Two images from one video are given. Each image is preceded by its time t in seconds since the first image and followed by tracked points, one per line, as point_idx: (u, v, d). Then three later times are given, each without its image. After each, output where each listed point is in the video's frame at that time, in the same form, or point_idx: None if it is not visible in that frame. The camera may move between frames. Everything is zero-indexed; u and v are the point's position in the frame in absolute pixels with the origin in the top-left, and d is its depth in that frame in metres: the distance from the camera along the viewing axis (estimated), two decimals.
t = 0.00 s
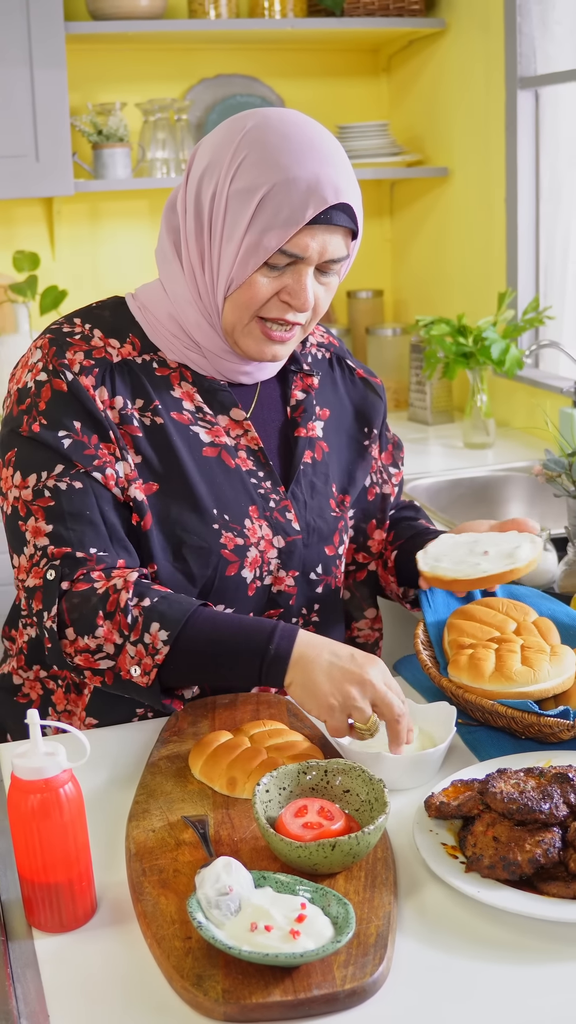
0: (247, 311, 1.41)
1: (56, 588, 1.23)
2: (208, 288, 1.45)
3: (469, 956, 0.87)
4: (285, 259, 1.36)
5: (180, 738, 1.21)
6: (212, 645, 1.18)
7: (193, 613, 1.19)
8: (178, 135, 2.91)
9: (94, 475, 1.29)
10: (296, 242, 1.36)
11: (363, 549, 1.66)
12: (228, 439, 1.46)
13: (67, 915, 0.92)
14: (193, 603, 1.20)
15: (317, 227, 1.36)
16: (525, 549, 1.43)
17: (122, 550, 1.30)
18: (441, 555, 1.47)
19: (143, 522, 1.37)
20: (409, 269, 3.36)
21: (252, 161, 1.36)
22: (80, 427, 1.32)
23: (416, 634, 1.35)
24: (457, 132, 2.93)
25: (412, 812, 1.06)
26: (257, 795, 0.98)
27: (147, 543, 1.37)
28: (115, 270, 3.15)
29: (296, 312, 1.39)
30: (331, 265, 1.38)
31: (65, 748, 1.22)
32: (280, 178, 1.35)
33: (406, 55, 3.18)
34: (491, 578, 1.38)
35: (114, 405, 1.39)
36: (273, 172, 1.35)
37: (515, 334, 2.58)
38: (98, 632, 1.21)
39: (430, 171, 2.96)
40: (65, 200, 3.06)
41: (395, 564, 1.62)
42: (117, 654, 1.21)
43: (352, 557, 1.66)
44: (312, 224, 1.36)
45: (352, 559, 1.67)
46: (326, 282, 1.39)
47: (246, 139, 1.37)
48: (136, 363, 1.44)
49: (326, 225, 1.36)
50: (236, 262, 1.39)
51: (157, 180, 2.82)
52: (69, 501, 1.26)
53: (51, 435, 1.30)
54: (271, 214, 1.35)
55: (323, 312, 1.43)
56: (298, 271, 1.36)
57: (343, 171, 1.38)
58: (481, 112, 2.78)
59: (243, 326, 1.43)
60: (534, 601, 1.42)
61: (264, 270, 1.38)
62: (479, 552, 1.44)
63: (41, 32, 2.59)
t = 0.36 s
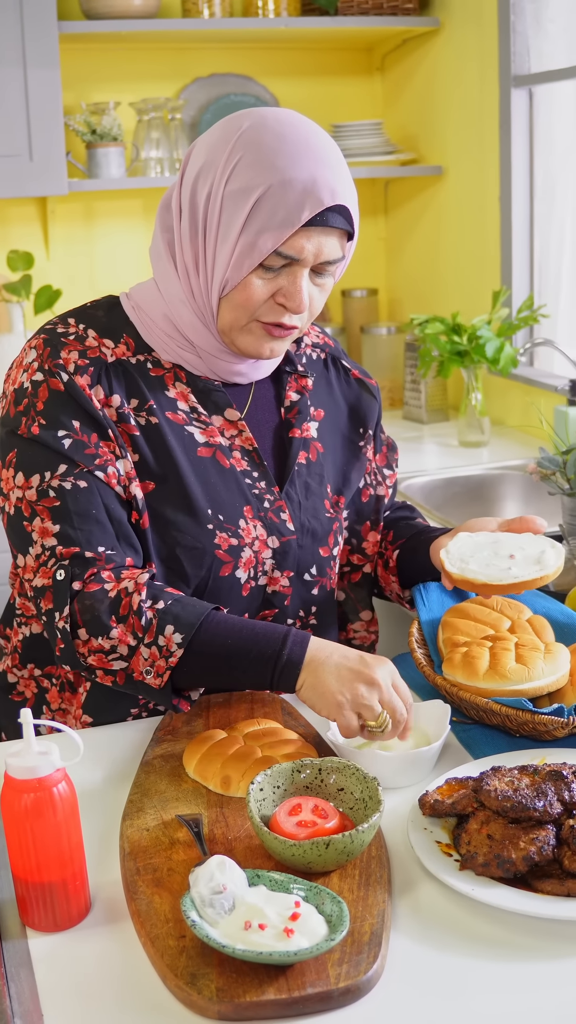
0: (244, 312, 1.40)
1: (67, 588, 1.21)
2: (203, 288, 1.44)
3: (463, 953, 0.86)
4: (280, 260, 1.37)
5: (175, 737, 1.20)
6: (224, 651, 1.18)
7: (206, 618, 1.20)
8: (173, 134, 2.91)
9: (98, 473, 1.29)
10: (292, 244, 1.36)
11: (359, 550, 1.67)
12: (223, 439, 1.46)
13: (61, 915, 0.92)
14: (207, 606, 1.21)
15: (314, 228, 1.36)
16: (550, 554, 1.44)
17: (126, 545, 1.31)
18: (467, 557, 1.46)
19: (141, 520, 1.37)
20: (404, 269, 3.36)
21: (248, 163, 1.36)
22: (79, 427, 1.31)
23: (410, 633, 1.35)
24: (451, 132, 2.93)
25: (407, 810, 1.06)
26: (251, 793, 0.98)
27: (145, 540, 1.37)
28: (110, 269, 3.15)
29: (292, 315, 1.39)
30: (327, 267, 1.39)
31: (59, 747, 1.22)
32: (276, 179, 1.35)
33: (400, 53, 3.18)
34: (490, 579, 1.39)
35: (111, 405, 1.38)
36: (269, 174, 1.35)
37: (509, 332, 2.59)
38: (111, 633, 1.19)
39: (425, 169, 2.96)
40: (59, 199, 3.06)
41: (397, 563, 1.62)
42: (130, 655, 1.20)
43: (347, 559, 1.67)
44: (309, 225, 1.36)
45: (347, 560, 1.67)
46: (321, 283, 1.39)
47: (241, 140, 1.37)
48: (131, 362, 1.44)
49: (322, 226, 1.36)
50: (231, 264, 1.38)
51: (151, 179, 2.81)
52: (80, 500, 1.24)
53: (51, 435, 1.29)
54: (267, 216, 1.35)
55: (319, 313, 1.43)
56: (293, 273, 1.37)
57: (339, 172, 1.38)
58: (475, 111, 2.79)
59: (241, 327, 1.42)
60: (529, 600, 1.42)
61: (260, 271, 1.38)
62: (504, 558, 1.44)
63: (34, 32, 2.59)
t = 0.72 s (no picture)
0: (239, 308, 1.40)
1: (30, 596, 1.23)
2: (198, 286, 1.44)
3: (459, 952, 0.86)
4: (275, 257, 1.36)
5: (170, 736, 1.20)
6: (183, 660, 1.18)
7: (168, 625, 1.20)
8: (169, 133, 2.91)
9: (71, 479, 1.29)
10: (287, 240, 1.35)
11: (355, 550, 1.67)
12: (215, 438, 1.46)
13: (56, 914, 0.91)
14: (168, 615, 1.21)
15: (309, 224, 1.35)
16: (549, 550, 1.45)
17: (97, 556, 1.29)
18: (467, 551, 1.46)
19: (121, 528, 1.34)
20: (402, 267, 3.36)
21: (243, 159, 1.36)
22: (58, 429, 1.32)
23: (406, 632, 1.34)
24: (447, 129, 2.94)
25: (403, 808, 1.06)
26: (247, 791, 0.98)
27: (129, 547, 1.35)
28: (106, 267, 3.15)
29: (287, 310, 1.38)
30: (322, 263, 1.38)
31: (53, 746, 1.21)
32: (272, 176, 1.34)
33: (396, 51, 3.18)
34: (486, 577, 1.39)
35: (97, 406, 1.38)
36: (264, 170, 1.35)
37: (506, 330, 2.59)
38: (73, 641, 1.21)
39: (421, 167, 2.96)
40: (55, 197, 3.06)
41: (394, 561, 1.63)
42: (91, 663, 1.21)
43: (343, 559, 1.67)
44: (304, 222, 1.35)
45: (342, 560, 1.67)
46: (316, 280, 1.39)
47: (236, 137, 1.36)
48: (121, 363, 1.44)
49: (318, 222, 1.36)
50: (227, 261, 1.38)
51: (147, 178, 2.80)
52: (45, 507, 1.26)
53: (29, 436, 1.30)
54: (263, 213, 1.35)
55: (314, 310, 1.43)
56: (288, 269, 1.36)
57: (335, 167, 1.38)
58: (471, 108, 2.79)
59: (236, 323, 1.42)
60: (525, 599, 1.42)
61: (255, 267, 1.38)
62: (506, 553, 1.44)
63: (30, 29, 2.58)
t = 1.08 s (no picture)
0: (227, 304, 1.39)
1: (28, 592, 1.21)
2: (186, 283, 1.44)
3: (456, 952, 0.86)
4: (263, 251, 1.36)
5: (165, 735, 1.20)
6: (180, 663, 1.17)
7: (165, 630, 1.19)
8: (162, 131, 2.91)
9: (65, 475, 1.30)
10: (275, 234, 1.35)
11: (347, 548, 1.67)
12: (206, 435, 1.45)
13: (51, 914, 0.91)
14: (165, 620, 1.20)
15: (296, 218, 1.35)
16: (539, 550, 1.44)
17: (95, 551, 1.29)
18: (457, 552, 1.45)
19: (115, 523, 1.35)
20: (395, 265, 3.36)
21: (229, 154, 1.35)
22: (51, 427, 1.32)
23: (401, 630, 1.34)
24: (440, 127, 2.94)
25: (399, 807, 1.06)
26: (242, 791, 0.97)
27: (122, 542, 1.35)
28: (100, 266, 3.14)
29: (276, 307, 1.37)
30: (310, 258, 1.38)
31: (47, 746, 1.21)
32: (257, 169, 1.34)
33: (389, 49, 3.18)
34: (479, 574, 1.38)
35: (87, 404, 1.38)
36: (250, 164, 1.34)
37: (500, 327, 2.59)
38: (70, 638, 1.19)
39: (415, 165, 2.97)
40: (48, 196, 3.05)
41: (384, 559, 1.62)
42: (88, 662, 1.20)
43: (334, 557, 1.67)
44: (291, 215, 1.35)
45: (334, 558, 1.67)
46: (304, 275, 1.38)
47: (222, 133, 1.36)
48: (111, 361, 1.43)
49: (304, 216, 1.35)
50: (214, 256, 1.37)
51: (141, 176, 2.80)
52: (45, 504, 1.26)
53: (21, 433, 1.30)
54: (250, 206, 1.34)
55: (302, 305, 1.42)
56: (277, 264, 1.36)
57: (321, 162, 1.38)
58: (464, 105, 2.79)
59: (225, 319, 1.41)
60: (521, 596, 1.42)
61: (242, 263, 1.37)
62: (493, 557, 1.42)
63: (23, 27, 2.57)
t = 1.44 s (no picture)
0: (220, 291, 1.38)
1: (9, 588, 1.22)
2: (178, 275, 1.43)
3: (457, 951, 0.86)
4: (253, 235, 1.35)
5: (162, 734, 1.19)
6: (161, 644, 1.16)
7: (145, 608, 1.18)
8: (155, 128, 2.90)
9: (53, 471, 1.29)
10: (264, 217, 1.34)
11: (342, 547, 1.66)
12: (200, 431, 1.44)
13: (49, 915, 0.90)
14: (145, 598, 1.19)
15: (286, 201, 1.34)
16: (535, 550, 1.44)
17: (81, 546, 1.29)
18: (452, 550, 1.45)
19: (105, 520, 1.34)
20: (389, 261, 3.36)
21: (218, 141, 1.35)
22: (42, 422, 1.31)
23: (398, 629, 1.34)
24: (434, 123, 2.94)
25: (398, 806, 1.06)
26: (241, 791, 0.97)
27: (113, 539, 1.35)
28: (93, 263, 3.13)
29: (268, 292, 1.37)
30: (301, 243, 1.37)
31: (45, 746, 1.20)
32: (246, 153, 1.33)
33: (383, 46, 3.18)
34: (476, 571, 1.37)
35: (81, 400, 1.37)
36: (239, 149, 1.34)
37: (494, 324, 2.59)
38: (50, 631, 1.20)
39: (409, 162, 2.96)
40: (41, 193, 3.03)
41: (379, 556, 1.62)
42: (71, 652, 1.20)
43: (329, 555, 1.66)
44: (280, 199, 1.34)
45: (329, 556, 1.66)
46: (296, 262, 1.38)
47: (211, 121, 1.36)
48: (105, 358, 1.43)
49: (294, 199, 1.35)
50: (205, 243, 1.36)
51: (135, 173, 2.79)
52: (31, 499, 1.26)
53: (11, 429, 1.30)
54: (239, 190, 1.33)
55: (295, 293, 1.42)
56: (268, 249, 1.35)
57: (311, 147, 1.37)
58: (459, 102, 2.79)
59: (218, 308, 1.40)
60: (518, 593, 1.41)
61: (233, 247, 1.36)
62: (490, 551, 1.44)
63: (16, 23, 2.56)
